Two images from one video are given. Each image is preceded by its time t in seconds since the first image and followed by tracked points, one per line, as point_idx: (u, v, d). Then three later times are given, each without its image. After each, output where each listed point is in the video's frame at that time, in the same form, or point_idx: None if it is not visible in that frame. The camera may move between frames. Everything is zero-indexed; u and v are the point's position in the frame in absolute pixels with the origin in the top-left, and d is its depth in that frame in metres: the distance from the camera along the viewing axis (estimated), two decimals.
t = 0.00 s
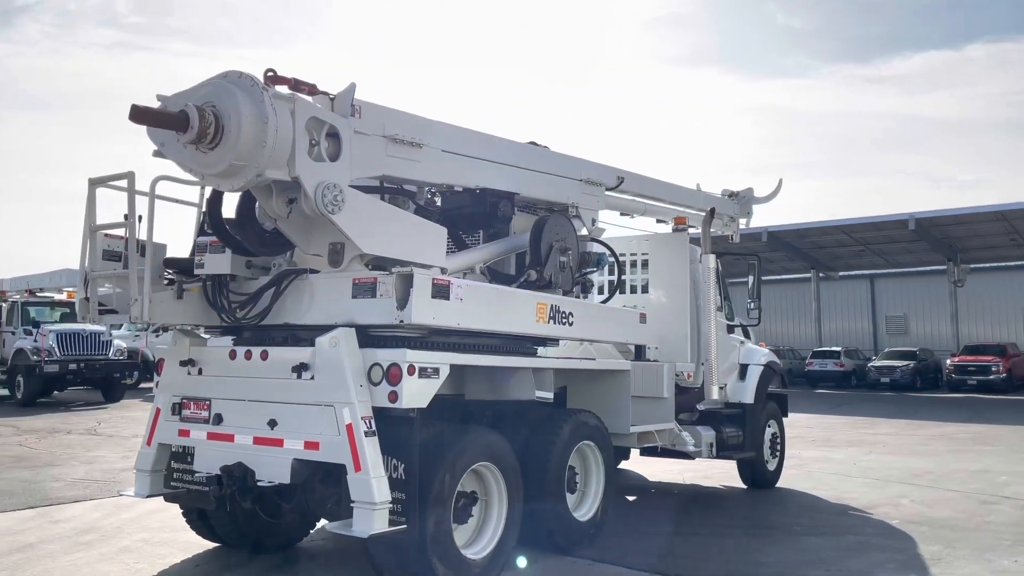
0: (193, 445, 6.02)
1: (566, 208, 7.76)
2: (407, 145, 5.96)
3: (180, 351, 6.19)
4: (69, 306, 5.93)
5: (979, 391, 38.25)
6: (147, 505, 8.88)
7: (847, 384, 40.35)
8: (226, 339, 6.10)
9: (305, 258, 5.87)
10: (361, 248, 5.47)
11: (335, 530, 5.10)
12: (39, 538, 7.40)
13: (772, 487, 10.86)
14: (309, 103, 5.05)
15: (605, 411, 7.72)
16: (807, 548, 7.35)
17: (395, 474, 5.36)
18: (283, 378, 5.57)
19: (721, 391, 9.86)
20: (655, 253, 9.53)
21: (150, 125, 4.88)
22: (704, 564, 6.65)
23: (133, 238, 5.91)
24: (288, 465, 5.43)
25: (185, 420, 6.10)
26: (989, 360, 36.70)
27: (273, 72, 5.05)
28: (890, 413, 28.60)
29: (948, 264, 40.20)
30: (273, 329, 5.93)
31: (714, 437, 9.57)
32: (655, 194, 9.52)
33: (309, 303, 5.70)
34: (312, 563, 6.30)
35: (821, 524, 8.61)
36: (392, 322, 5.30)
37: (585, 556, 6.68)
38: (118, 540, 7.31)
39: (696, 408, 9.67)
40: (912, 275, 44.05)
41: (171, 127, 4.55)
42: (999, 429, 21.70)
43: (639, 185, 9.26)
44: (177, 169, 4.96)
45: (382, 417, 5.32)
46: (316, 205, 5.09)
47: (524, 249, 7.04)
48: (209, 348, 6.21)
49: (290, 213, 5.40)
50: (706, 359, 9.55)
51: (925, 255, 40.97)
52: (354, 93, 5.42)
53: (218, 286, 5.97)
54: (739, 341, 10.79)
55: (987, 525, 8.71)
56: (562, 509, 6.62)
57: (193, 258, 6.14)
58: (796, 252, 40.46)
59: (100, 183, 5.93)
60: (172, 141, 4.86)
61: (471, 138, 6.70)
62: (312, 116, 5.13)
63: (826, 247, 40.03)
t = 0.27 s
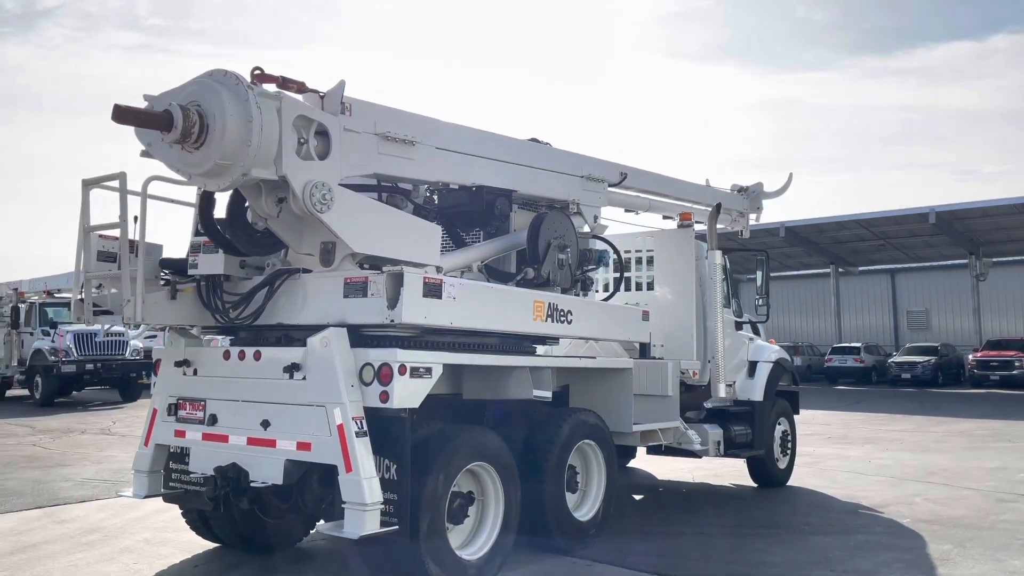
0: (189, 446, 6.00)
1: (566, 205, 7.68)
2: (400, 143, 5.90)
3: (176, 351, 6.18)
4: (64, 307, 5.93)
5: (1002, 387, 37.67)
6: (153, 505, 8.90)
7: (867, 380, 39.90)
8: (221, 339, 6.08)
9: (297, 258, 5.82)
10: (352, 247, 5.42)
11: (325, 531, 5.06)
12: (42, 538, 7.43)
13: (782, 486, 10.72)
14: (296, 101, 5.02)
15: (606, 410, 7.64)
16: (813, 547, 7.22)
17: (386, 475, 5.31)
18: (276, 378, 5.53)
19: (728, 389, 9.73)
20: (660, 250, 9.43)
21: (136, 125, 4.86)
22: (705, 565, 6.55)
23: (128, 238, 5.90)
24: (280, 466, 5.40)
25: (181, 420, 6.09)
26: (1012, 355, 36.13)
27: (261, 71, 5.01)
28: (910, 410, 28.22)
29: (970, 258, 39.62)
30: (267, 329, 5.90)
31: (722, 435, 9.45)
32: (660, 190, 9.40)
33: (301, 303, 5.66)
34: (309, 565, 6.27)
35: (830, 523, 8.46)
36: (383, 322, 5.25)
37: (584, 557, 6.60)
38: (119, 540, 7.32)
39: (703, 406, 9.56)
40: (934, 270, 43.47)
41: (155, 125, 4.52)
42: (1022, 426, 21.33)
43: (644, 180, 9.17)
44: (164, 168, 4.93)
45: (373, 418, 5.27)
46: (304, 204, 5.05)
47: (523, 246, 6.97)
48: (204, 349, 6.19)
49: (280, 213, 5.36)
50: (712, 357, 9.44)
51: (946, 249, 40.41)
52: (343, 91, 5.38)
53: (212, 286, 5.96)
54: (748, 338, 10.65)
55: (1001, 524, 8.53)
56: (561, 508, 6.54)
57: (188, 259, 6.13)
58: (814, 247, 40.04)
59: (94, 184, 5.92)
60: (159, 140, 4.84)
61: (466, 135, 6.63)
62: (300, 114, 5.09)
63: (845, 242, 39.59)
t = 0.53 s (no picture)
0: (183, 442, 6.03)
1: (564, 199, 7.65)
2: (390, 138, 5.90)
3: (171, 348, 6.22)
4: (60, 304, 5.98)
5: None
6: (158, 501, 8.96)
7: (886, 376, 39.51)
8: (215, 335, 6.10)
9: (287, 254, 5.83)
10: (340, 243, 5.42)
11: (314, 526, 5.07)
12: (45, 533, 7.51)
13: (789, 481, 10.62)
14: (283, 96, 5.04)
15: (604, 406, 7.61)
16: (813, 543, 7.15)
17: (375, 470, 5.32)
18: (267, 373, 5.55)
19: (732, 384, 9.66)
20: (662, 244, 9.38)
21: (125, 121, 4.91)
22: (701, 560, 6.50)
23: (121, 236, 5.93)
24: (271, 461, 5.41)
25: (176, 416, 6.12)
26: None
27: (247, 66, 5.02)
28: (929, 405, 27.89)
29: (990, 251, 39.10)
30: (260, 325, 5.92)
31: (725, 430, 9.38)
32: (662, 184, 9.35)
33: (292, 298, 5.67)
34: (303, 560, 6.29)
35: (833, 519, 8.38)
36: (371, 316, 5.26)
37: (581, 553, 6.57)
38: (121, 536, 7.38)
39: (706, 401, 9.49)
40: (953, 264, 42.95)
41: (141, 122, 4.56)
42: None
43: (645, 174, 9.11)
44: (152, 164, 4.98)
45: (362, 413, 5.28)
46: (291, 199, 5.06)
47: (518, 241, 6.96)
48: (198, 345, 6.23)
49: (269, 208, 5.38)
50: (715, 351, 9.38)
51: (966, 243, 39.90)
52: (331, 86, 5.38)
53: (205, 283, 5.99)
54: (754, 333, 10.54)
55: (1009, 520, 8.40)
56: (557, 503, 6.51)
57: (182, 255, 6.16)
58: (831, 241, 39.68)
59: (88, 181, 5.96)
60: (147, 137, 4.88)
61: (459, 130, 6.62)
62: (287, 109, 5.10)
63: (863, 236, 39.21)
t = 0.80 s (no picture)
0: (175, 441, 6.06)
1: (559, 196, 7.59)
2: (377, 136, 5.88)
3: (163, 347, 6.25)
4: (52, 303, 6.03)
5: None
6: (160, 499, 9.02)
7: (905, 372, 39.07)
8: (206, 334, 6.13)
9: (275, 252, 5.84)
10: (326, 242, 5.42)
11: (299, 525, 5.07)
12: (45, 531, 7.58)
13: (795, 479, 10.51)
14: (266, 96, 5.05)
15: (599, 404, 7.57)
16: (810, 542, 7.07)
17: (362, 469, 5.32)
18: (254, 373, 5.56)
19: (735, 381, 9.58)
20: (663, 240, 9.31)
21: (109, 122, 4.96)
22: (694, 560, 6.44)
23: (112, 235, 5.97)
24: (258, 460, 5.42)
25: (169, 415, 6.15)
26: None
27: (230, 66, 5.04)
28: (948, 401, 27.52)
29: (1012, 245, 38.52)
30: (249, 324, 5.93)
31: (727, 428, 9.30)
32: (663, 180, 9.26)
33: (279, 297, 5.67)
34: (294, 558, 6.30)
35: (835, 517, 8.29)
36: (356, 315, 5.25)
37: (574, 552, 6.54)
38: (119, 533, 7.44)
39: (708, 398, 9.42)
40: (974, 258, 42.36)
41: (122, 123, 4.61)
42: None
43: (645, 170, 9.03)
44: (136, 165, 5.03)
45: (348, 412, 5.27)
46: (274, 199, 5.07)
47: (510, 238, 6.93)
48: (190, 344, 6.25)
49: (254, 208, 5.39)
50: (716, 349, 9.30)
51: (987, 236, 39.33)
52: (315, 84, 5.37)
53: (195, 282, 6.01)
54: (758, 329, 10.44)
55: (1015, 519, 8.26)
56: (550, 503, 6.49)
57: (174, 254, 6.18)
58: (849, 236, 39.25)
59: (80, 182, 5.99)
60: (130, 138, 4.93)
61: (449, 127, 6.59)
62: (270, 109, 5.11)
63: (881, 230, 38.77)
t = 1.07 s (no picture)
0: (173, 437, 6.10)
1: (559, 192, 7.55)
2: (370, 133, 5.87)
3: (161, 344, 6.29)
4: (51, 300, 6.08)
5: None
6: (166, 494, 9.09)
7: (925, 368, 38.61)
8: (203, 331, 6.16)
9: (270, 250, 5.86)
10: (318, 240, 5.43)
11: (291, 522, 5.09)
12: (51, 526, 7.66)
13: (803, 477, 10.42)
14: (256, 94, 5.10)
15: (600, 401, 7.53)
16: (811, 541, 7.00)
17: (354, 466, 5.34)
18: (248, 370, 5.59)
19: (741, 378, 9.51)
20: (667, 236, 9.25)
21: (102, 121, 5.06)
22: (692, 558, 6.40)
23: (109, 233, 6.02)
24: (252, 457, 5.44)
25: (167, 412, 6.19)
26: None
27: (221, 65, 5.08)
28: (969, 397, 27.15)
29: None
30: (244, 322, 5.95)
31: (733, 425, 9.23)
32: (667, 175, 9.19)
33: (273, 295, 5.69)
34: (292, 555, 6.33)
35: (840, 515, 8.20)
36: (347, 313, 5.25)
37: (573, 549, 6.52)
38: (122, 529, 7.51)
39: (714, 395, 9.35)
40: (997, 252, 41.75)
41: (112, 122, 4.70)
42: None
43: (650, 165, 8.96)
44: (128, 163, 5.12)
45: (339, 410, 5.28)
46: (265, 197, 5.10)
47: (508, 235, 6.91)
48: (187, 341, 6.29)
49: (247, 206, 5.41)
50: (722, 346, 9.23)
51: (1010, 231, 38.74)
52: (306, 82, 5.38)
53: (191, 280, 6.04)
54: (765, 325, 10.36)
55: None
56: (548, 500, 6.47)
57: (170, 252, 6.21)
58: (868, 230, 38.83)
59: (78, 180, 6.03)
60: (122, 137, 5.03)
61: (446, 123, 6.57)
62: (260, 107, 5.14)
63: (901, 225, 38.31)
